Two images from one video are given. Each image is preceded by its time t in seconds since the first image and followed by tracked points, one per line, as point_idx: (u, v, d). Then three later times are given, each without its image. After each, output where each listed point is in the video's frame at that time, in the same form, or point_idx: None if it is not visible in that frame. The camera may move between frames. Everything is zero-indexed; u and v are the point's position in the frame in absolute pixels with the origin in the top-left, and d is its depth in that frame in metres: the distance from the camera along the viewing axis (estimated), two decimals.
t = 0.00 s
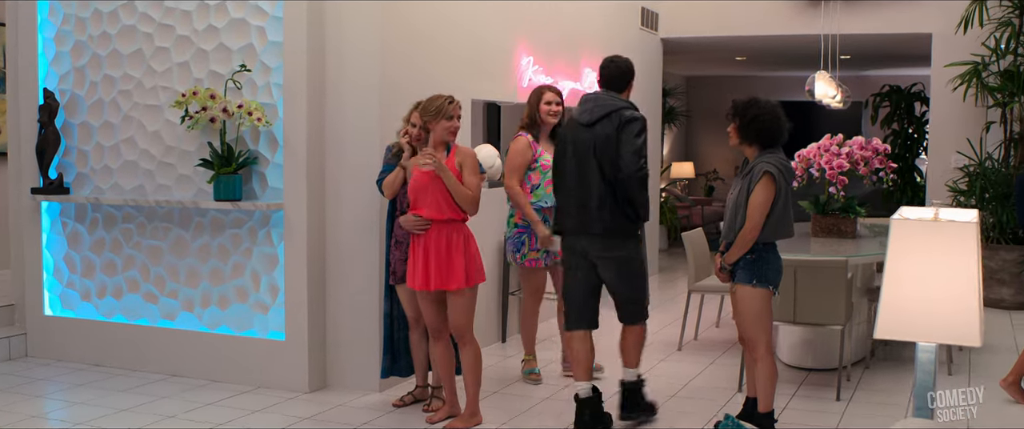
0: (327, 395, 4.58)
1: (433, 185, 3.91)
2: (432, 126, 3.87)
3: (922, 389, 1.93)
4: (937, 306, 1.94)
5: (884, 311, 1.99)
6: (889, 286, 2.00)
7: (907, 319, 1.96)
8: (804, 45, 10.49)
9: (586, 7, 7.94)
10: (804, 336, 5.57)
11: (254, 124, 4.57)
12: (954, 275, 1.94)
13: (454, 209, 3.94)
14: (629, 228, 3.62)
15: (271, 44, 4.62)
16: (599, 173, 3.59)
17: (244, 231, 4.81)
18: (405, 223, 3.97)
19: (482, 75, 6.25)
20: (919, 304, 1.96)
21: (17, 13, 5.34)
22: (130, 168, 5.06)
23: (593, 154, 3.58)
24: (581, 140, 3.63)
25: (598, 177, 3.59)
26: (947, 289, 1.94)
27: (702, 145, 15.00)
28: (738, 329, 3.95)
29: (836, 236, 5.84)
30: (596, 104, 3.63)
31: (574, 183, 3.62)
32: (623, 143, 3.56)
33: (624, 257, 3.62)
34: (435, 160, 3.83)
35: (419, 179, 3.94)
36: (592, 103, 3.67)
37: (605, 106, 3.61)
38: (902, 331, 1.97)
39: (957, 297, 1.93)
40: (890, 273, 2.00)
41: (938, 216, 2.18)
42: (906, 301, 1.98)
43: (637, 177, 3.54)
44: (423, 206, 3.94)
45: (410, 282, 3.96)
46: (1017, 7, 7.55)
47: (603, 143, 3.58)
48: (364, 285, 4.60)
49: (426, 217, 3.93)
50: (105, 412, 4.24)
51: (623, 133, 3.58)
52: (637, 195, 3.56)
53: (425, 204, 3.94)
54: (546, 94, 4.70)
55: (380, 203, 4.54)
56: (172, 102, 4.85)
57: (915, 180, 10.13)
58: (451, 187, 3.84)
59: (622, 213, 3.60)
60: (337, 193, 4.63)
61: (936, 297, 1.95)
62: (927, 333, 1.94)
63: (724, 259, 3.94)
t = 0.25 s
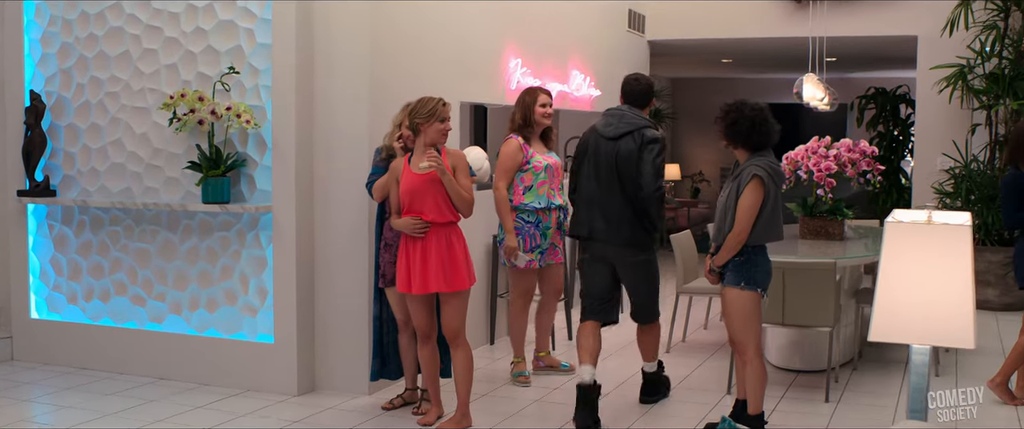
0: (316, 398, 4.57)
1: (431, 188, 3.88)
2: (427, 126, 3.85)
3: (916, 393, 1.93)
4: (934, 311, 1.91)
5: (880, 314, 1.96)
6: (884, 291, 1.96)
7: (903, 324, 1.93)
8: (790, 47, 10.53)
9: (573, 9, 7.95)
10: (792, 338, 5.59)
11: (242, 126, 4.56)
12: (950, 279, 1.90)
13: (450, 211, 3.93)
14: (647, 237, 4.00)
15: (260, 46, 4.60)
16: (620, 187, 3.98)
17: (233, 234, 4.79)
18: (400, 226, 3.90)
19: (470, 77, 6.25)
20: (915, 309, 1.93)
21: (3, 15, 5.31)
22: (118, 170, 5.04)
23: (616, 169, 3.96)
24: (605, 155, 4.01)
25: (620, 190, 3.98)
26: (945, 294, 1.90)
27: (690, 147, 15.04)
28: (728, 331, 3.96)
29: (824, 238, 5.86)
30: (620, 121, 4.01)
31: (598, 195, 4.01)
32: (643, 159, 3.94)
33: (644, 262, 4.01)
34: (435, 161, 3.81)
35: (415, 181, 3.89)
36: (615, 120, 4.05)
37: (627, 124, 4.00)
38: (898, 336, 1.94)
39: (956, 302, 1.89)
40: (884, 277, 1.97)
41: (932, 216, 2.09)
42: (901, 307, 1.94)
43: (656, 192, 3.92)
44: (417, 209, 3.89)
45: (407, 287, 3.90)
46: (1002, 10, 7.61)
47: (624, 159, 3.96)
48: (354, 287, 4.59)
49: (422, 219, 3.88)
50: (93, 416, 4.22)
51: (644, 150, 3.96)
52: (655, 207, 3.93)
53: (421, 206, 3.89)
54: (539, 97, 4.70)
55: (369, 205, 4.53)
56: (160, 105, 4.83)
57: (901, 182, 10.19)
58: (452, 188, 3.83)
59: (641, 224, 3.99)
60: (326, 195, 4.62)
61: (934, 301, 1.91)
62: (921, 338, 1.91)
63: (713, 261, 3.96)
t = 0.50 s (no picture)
0: (301, 402, 4.55)
1: (420, 191, 3.87)
2: (414, 130, 3.86)
3: (908, 395, 1.79)
4: (925, 313, 1.77)
5: (870, 317, 1.82)
6: (873, 293, 1.82)
7: (895, 327, 1.79)
8: (772, 51, 10.59)
9: (557, 13, 7.97)
10: (777, 340, 5.62)
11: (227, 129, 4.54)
12: (942, 279, 1.78)
13: (440, 215, 3.92)
14: (653, 222, 4.56)
15: (244, 48, 4.59)
16: (632, 179, 4.50)
17: (217, 237, 4.77)
18: (390, 231, 3.88)
19: (454, 80, 6.25)
20: (907, 310, 1.79)
21: None
22: (101, 173, 5.01)
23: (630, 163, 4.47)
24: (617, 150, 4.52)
25: (632, 182, 4.51)
26: (936, 295, 1.77)
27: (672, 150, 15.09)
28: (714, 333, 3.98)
29: (807, 241, 5.89)
30: (630, 118, 4.52)
31: (612, 186, 4.52)
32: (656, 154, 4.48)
33: (647, 248, 4.57)
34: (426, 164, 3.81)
35: (405, 186, 3.87)
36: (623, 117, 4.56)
37: (637, 121, 4.51)
38: (889, 340, 1.79)
39: (946, 303, 1.76)
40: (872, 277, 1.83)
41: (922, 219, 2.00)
42: (892, 311, 1.80)
43: (666, 184, 4.48)
44: (407, 213, 3.87)
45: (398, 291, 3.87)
46: (982, 14, 7.69)
47: (636, 153, 4.49)
48: (339, 290, 4.57)
49: (412, 223, 3.86)
50: (76, 421, 4.18)
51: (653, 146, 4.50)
52: (665, 197, 4.49)
53: (411, 210, 3.87)
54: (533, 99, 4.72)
55: (355, 208, 4.52)
56: (143, 107, 4.80)
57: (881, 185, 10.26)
58: (442, 191, 3.83)
59: (649, 212, 4.54)
60: (312, 198, 4.61)
61: (924, 302, 1.78)
62: (915, 341, 1.77)
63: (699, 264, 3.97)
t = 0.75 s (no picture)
0: (288, 404, 4.53)
1: (411, 193, 3.88)
2: (400, 132, 3.87)
3: (902, 395, 1.80)
4: (919, 314, 1.77)
5: (865, 319, 1.81)
6: (868, 294, 1.81)
7: (890, 329, 1.79)
8: (755, 53, 10.65)
9: (542, 14, 7.98)
10: (762, 341, 5.65)
11: (213, 130, 4.52)
12: (936, 279, 1.77)
13: (430, 216, 3.93)
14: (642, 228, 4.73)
15: (231, 49, 4.57)
16: (624, 187, 4.66)
17: (203, 239, 4.75)
18: (382, 233, 3.86)
19: (440, 81, 6.25)
20: (902, 312, 1.79)
21: None
22: (85, 175, 4.97)
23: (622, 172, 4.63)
24: (607, 160, 4.67)
25: (625, 190, 4.65)
26: (931, 296, 1.77)
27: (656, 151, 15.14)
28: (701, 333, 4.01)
29: (792, 241, 5.91)
30: (620, 129, 4.68)
31: (607, 195, 4.65)
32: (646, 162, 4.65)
33: (638, 253, 4.74)
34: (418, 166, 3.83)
35: (396, 188, 3.87)
36: (610, 128, 4.72)
37: (625, 132, 4.69)
38: (883, 342, 1.79)
39: (940, 304, 1.76)
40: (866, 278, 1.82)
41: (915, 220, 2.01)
42: (887, 313, 1.80)
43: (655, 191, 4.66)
44: (398, 214, 3.87)
45: (391, 294, 3.86)
46: (963, 16, 7.76)
47: (627, 162, 4.65)
48: (326, 292, 4.56)
49: (404, 225, 3.87)
50: (61, 424, 4.15)
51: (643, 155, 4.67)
52: (655, 204, 4.66)
53: (403, 212, 3.87)
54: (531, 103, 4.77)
55: (342, 209, 4.51)
56: (129, 108, 4.77)
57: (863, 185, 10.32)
58: (432, 191, 3.85)
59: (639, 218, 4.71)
60: (299, 200, 4.59)
61: (918, 304, 1.77)
62: (909, 343, 1.77)
63: (687, 265, 3.99)
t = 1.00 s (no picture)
0: (277, 404, 4.52)
1: (405, 194, 3.87)
2: (390, 134, 3.87)
3: (898, 393, 1.95)
4: (914, 314, 1.92)
5: (863, 319, 1.96)
6: (864, 296, 1.96)
7: (886, 327, 1.93)
8: (740, 52, 10.69)
9: (528, 14, 7.99)
10: (750, 339, 5.68)
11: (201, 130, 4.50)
12: (928, 281, 1.92)
13: (424, 216, 3.95)
14: (623, 213, 5.30)
15: (218, 49, 4.56)
16: (608, 174, 5.22)
17: (190, 240, 4.73)
18: (377, 235, 3.85)
19: (427, 81, 6.25)
20: (897, 312, 1.93)
21: None
22: (72, 175, 4.94)
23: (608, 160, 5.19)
24: (594, 149, 5.23)
25: (609, 176, 5.22)
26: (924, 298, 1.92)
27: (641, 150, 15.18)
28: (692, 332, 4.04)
29: (779, 240, 5.94)
30: (605, 121, 5.26)
31: (594, 181, 5.20)
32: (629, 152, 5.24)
33: (618, 236, 5.27)
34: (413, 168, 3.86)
35: (389, 189, 3.86)
36: (594, 120, 5.29)
37: (608, 124, 5.26)
38: (879, 341, 1.94)
39: (934, 304, 1.91)
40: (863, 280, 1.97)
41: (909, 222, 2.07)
42: (882, 314, 1.94)
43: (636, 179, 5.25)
44: (392, 215, 3.87)
45: (386, 294, 3.87)
46: (945, 16, 7.83)
47: (611, 151, 5.23)
48: (315, 292, 4.56)
49: (398, 226, 3.86)
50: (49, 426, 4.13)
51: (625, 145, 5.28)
52: (635, 190, 5.24)
53: (397, 213, 3.87)
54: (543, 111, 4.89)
55: (331, 210, 4.51)
56: (115, 109, 4.75)
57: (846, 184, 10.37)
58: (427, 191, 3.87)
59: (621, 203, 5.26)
60: (287, 200, 4.58)
61: (913, 304, 1.92)
62: (904, 342, 1.92)
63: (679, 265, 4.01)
